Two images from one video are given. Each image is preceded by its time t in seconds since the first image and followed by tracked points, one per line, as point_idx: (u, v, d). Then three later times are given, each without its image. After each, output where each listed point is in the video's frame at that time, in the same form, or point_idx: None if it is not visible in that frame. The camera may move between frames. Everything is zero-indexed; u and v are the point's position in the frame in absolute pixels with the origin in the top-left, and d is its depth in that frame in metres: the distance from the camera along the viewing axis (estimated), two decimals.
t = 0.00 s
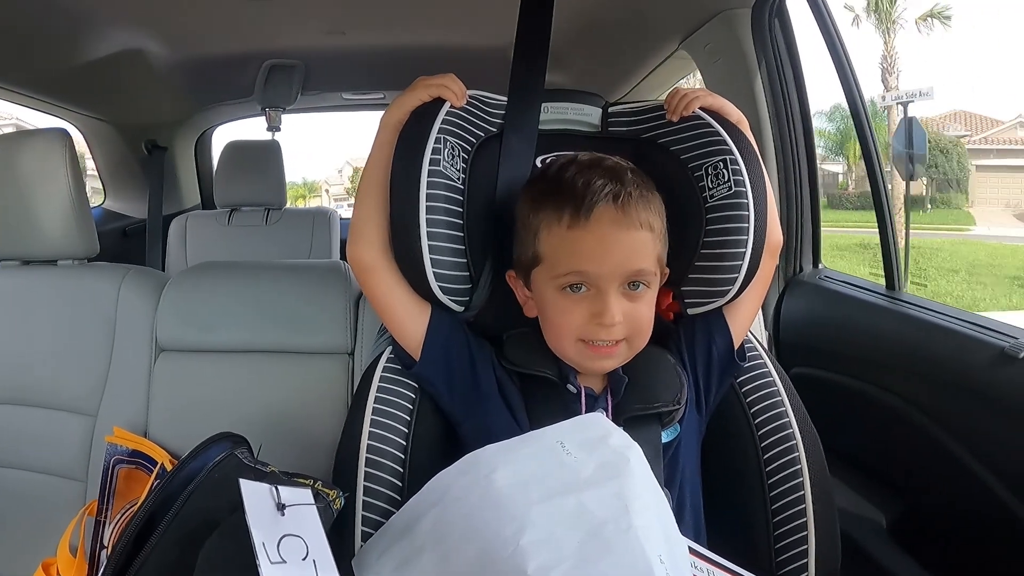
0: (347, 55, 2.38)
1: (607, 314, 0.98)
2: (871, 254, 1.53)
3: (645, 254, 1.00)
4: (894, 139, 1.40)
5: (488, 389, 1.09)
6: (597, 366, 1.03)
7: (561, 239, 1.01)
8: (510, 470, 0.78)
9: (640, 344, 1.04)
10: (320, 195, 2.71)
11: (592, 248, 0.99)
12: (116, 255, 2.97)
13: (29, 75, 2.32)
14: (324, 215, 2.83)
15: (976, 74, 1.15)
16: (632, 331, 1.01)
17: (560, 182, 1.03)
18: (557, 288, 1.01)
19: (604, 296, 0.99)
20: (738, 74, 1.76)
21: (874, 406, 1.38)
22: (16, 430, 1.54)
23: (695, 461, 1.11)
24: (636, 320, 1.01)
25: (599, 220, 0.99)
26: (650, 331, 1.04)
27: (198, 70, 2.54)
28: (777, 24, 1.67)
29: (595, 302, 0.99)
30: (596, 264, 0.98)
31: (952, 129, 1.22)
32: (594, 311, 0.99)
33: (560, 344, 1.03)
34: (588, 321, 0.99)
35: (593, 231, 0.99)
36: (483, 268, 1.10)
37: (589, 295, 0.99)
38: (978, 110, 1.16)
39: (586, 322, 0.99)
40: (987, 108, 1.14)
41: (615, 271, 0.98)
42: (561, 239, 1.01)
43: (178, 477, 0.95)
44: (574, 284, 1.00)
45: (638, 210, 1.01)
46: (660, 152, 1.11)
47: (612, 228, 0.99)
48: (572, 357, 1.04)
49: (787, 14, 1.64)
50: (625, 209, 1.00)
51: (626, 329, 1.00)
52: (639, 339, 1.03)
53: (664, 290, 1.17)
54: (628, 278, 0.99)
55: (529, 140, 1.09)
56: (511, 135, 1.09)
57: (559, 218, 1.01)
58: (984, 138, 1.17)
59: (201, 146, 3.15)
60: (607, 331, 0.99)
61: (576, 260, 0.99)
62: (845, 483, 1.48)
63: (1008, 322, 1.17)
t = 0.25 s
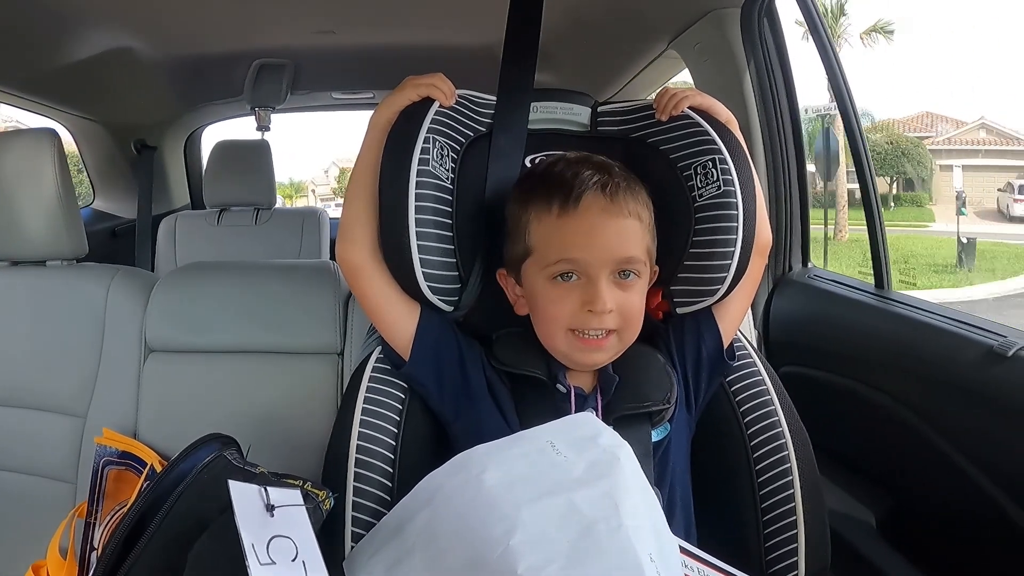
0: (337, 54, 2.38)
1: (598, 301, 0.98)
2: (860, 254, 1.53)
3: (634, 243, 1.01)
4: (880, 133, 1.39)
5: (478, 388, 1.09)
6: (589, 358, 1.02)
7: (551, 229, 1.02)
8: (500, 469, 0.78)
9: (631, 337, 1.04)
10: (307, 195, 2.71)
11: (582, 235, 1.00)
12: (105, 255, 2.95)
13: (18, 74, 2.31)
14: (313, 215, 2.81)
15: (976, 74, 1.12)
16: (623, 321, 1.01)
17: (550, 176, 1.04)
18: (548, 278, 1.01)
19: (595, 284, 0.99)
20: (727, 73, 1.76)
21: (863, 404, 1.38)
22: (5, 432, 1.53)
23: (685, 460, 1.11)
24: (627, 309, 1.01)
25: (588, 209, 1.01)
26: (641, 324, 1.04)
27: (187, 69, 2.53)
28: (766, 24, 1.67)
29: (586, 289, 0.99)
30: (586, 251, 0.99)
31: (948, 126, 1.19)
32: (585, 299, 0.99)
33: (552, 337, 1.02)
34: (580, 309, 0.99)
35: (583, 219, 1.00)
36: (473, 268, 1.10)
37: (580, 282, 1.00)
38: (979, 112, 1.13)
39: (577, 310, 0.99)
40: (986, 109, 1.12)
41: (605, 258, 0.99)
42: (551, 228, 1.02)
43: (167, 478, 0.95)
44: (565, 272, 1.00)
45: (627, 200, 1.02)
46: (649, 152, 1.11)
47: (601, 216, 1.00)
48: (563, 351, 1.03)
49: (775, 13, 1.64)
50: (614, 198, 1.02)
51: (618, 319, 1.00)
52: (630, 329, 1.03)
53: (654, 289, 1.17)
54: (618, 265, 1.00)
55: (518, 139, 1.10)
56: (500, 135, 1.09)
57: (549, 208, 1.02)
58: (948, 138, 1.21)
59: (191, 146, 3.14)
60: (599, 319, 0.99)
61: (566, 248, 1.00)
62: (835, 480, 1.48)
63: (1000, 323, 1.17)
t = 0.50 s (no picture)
0: (333, 53, 2.38)
1: (597, 293, 0.98)
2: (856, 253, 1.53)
3: (632, 234, 1.01)
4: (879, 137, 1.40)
5: (475, 388, 1.09)
6: (587, 351, 1.02)
7: (550, 221, 1.02)
8: (497, 469, 0.78)
9: (630, 331, 1.03)
10: (298, 195, 2.70)
11: (580, 226, 1.00)
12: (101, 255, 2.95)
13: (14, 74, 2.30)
14: (310, 214, 2.80)
15: (976, 74, 1.13)
16: (622, 313, 1.01)
17: (548, 169, 1.05)
18: (546, 270, 1.02)
19: (594, 275, 0.99)
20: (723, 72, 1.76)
21: (859, 401, 1.39)
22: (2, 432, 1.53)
23: (682, 458, 1.11)
24: (626, 302, 1.01)
25: (587, 200, 1.01)
26: (640, 318, 1.04)
27: (183, 69, 2.53)
28: (762, 22, 1.67)
29: (585, 281, 0.99)
30: (585, 242, 1.00)
31: (931, 127, 1.24)
32: (584, 290, 0.99)
33: (551, 331, 1.02)
34: (578, 301, 0.99)
35: (581, 210, 1.00)
36: (470, 267, 1.10)
37: (579, 274, 1.00)
38: (980, 113, 1.14)
39: (575, 302, 0.99)
40: (986, 110, 1.13)
41: (604, 249, 1.00)
42: (549, 220, 1.02)
43: (165, 480, 0.94)
44: (564, 264, 1.00)
45: (625, 192, 1.02)
46: (645, 151, 1.11)
47: (599, 207, 1.00)
48: (562, 345, 1.03)
49: (771, 12, 1.64)
50: (612, 189, 1.02)
51: (617, 311, 1.00)
52: (630, 322, 1.02)
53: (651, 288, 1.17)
54: (617, 256, 1.00)
55: (515, 139, 1.10)
56: (496, 134, 1.09)
57: (547, 200, 1.02)
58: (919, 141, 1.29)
59: (187, 145, 3.13)
60: (598, 311, 0.99)
61: (564, 239, 1.00)
62: (831, 478, 1.49)
63: (996, 321, 1.18)
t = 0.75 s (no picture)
0: (330, 52, 2.38)
1: (591, 291, 0.98)
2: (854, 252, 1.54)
3: (626, 233, 1.01)
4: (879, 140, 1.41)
5: (473, 387, 1.09)
6: (583, 350, 1.02)
7: (543, 220, 1.02)
8: (494, 469, 0.78)
9: (626, 329, 1.03)
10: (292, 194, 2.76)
11: (574, 226, 1.00)
12: (98, 254, 2.94)
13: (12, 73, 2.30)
14: (307, 213, 2.81)
15: (976, 74, 1.14)
16: (617, 312, 1.01)
17: (542, 169, 1.05)
18: (541, 270, 1.02)
19: (588, 274, 0.99)
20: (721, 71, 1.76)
21: (857, 401, 1.39)
22: None
23: (680, 458, 1.11)
24: (621, 300, 1.01)
25: (580, 199, 1.01)
26: (636, 316, 1.04)
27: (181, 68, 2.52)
28: (760, 22, 1.67)
29: (580, 280, 0.99)
30: (579, 242, 1.00)
31: (908, 130, 1.31)
32: (579, 289, 0.99)
33: (546, 330, 1.02)
34: (573, 300, 0.99)
35: (575, 209, 1.01)
36: (467, 267, 1.10)
37: (573, 273, 1.00)
38: (980, 113, 1.15)
39: (570, 301, 0.99)
40: (987, 110, 1.14)
41: (598, 248, 1.00)
42: (544, 220, 1.02)
43: (161, 479, 0.94)
44: (558, 263, 1.00)
45: (619, 191, 1.03)
46: (643, 150, 1.11)
47: (593, 206, 1.01)
48: (557, 344, 1.03)
49: (769, 12, 1.64)
50: (606, 188, 1.02)
51: (612, 310, 1.00)
52: (625, 321, 1.02)
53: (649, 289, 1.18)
54: (611, 255, 1.00)
55: (513, 138, 1.10)
56: (494, 133, 1.08)
57: (541, 199, 1.03)
58: (895, 143, 1.37)
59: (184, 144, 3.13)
60: (592, 309, 0.99)
61: (559, 239, 1.00)
62: (829, 477, 1.49)
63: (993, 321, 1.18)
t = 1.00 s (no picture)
0: (328, 50, 2.37)
1: (592, 290, 0.98)
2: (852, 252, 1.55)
3: (627, 231, 1.01)
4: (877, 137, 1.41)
5: (470, 385, 1.09)
6: (582, 347, 1.02)
7: (544, 218, 1.02)
8: (492, 467, 0.78)
9: (625, 327, 1.03)
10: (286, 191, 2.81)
11: (575, 224, 1.00)
12: (96, 252, 2.94)
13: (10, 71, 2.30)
14: (304, 211, 2.79)
15: (975, 74, 1.14)
16: (617, 310, 1.00)
17: (543, 167, 1.05)
18: (541, 267, 1.01)
19: (588, 272, 0.99)
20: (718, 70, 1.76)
21: (854, 399, 1.39)
22: None
23: (677, 456, 1.11)
24: (621, 299, 1.00)
25: (581, 197, 1.01)
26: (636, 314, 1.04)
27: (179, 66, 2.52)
28: (757, 21, 1.66)
29: (580, 278, 0.99)
30: (579, 240, 1.00)
31: (885, 131, 1.38)
32: (579, 287, 0.99)
33: (546, 327, 1.02)
34: (573, 298, 0.99)
35: (575, 207, 1.00)
36: (465, 265, 1.10)
37: (573, 271, 1.00)
38: (980, 113, 1.15)
39: (570, 299, 0.99)
40: (986, 110, 1.14)
41: (598, 246, 1.00)
42: (544, 217, 1.02)
43: (159, 476, 0.93)
44: (558, 261, 1.00)
45: (620, 189, 1.02)
46: (641, 148, 1.11)
47: (594, 204, 1.00)
48: (556, 341, 1.03)
49: (767, 10, 1.63)
50: (607, 186, 1.02)
51: (612, 308, 1.00)
52: (624, 319, 1.02)
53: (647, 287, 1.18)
54: (611, 254, 1.00)
55: (510, 136, 1.09)
56: (492, 131, 1.08)
57: (542, 197, 1.02)
58: (876, 143, 1.42)
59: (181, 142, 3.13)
60: (592, 307, 0.98)
61: (559, 236, 1.00)
62: (826, 475, 1.49)
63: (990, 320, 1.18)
